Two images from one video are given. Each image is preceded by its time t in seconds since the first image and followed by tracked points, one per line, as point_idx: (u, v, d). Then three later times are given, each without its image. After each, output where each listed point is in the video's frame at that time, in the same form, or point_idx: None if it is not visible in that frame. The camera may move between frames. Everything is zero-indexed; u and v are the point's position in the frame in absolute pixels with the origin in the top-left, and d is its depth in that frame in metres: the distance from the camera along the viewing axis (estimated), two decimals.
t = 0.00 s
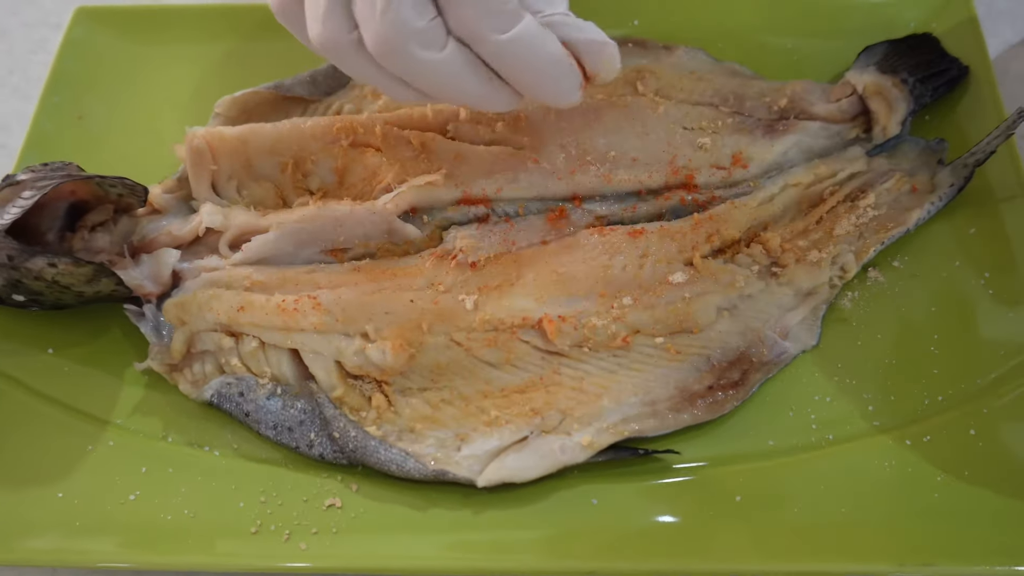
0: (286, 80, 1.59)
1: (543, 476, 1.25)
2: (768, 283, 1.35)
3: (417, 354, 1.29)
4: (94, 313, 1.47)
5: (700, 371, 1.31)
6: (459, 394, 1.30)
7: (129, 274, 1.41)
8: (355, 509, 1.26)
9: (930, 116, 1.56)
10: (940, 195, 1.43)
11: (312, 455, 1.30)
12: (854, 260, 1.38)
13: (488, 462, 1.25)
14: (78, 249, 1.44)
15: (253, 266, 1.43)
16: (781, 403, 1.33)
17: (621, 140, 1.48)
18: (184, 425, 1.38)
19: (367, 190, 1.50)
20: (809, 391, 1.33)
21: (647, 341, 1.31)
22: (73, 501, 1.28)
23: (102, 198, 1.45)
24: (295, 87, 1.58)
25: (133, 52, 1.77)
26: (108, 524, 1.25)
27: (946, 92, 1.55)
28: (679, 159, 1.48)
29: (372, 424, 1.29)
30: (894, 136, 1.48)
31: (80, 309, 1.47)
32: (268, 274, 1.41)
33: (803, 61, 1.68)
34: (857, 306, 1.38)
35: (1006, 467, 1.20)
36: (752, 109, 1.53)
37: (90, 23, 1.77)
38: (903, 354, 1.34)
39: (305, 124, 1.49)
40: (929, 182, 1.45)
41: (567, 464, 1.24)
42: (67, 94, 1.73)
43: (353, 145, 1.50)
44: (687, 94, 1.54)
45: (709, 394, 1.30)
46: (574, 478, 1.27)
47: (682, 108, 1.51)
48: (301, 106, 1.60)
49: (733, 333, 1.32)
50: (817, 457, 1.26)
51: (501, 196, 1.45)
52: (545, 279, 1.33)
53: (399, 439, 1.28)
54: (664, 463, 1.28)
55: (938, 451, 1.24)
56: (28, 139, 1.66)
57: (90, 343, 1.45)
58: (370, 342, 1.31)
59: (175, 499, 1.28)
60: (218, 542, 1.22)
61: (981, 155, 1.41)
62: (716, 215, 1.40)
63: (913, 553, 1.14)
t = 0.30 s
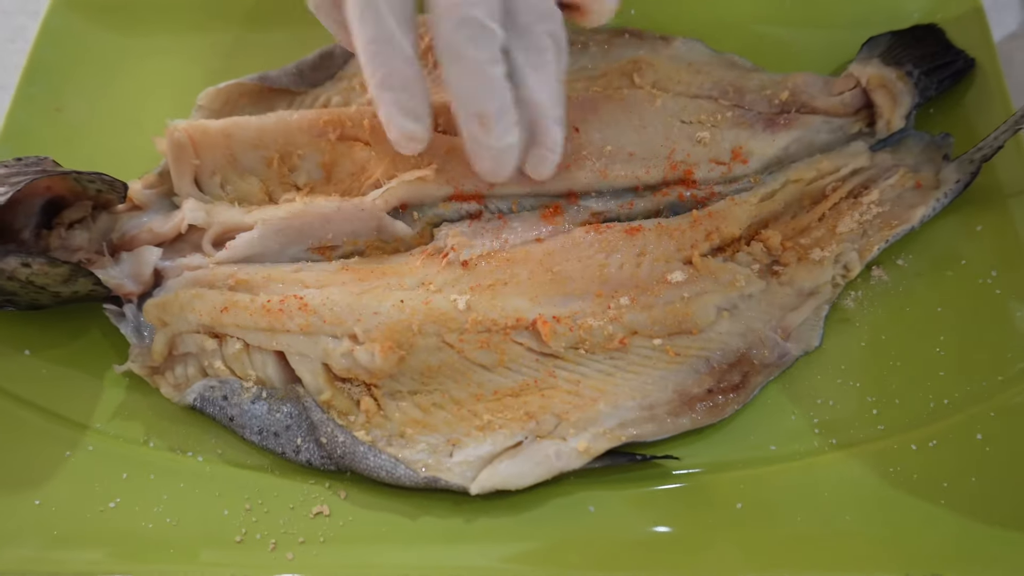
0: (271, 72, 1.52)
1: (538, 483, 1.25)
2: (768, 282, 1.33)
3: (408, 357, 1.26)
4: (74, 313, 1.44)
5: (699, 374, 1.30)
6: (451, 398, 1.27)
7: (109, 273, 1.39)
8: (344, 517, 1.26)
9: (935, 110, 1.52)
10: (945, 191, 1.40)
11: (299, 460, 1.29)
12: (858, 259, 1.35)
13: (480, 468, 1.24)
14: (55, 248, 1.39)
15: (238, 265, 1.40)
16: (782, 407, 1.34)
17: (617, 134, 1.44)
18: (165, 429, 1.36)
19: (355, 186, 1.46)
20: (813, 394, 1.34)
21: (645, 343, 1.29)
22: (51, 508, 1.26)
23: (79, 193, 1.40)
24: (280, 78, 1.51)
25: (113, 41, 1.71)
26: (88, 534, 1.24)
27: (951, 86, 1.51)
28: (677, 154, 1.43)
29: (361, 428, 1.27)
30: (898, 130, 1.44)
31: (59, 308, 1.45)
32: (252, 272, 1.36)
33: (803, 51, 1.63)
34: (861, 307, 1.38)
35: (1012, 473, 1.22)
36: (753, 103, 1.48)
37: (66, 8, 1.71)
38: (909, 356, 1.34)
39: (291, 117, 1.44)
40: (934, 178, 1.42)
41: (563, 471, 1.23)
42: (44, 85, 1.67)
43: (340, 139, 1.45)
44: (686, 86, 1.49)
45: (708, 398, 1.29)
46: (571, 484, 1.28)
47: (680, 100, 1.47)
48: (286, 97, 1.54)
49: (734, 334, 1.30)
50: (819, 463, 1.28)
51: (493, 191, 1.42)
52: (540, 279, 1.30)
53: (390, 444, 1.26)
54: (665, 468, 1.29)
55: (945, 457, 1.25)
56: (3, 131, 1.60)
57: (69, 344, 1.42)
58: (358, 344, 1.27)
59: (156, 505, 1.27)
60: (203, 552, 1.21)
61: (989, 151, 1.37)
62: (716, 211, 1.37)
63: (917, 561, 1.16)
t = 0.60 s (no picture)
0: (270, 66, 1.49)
1: (542, 487, 1.25)
2: (776, 282, 1.33)
3: (409, 358, 1.25)
4: (68, 313, 1.43)
5: (707, 375, 1.29)
6: (454, 400, 1.26)
7: (105, 273, 1.37)
8: (344, 522, 1.26)
9: (947, 104, 1.50)
10: (957, 189, 1.38)
11: (300, 464, 1.29)
12: (869, 258, 1.35)
13: (484, 472, 1.23)
14: (50, 248, 1.38)
15: (237, 265, 1.38)
16: (793, 408, 1.34)
17: (623, 130, 1.42)
18: (163, 432, 1.36)
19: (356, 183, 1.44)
20: (823, 396, 1.34)
21: (652, 344, 1.28)
22: (47, 513, 1.26)
23: (75, 191, 1.38)
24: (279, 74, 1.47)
25: (110, 36, 1.68)
26: (86, 540, 1.24)
27: (964, 80, 1.49)
28: (683, 151, 1.41)
29: (362, 432, 1.26)
30: (911, 126, 1.41)
31: (56, 309, 1.43)
32: (252, 273, 1.35)
33: (812, 45, 1.61)
34: (870, 307, 1.39)
35: None
36: (761, 98, 1.45)
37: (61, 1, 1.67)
38: (921, 357, 1.34)
39: (290, 114, 1.41)
40: (946, 175, 1.40)
41: (569, 475, 1.23)
42: (40, 82, 1.64)
43: (341, 136, 1.43)
44: (693, 81, 1.46)
45: (716, 400, 1.30)
46: (576, 488, 1.28)
47: (687, 96, 1.44)
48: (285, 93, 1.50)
49: (742, 335, 1.30)
50: (824, 467, 1.29)
51: (497, 189, 1.40)
52: (545, 280, 1.29)
53: (392, 448, 1.25)
54: (672, 472, 1.30)
55: (957, 459, 1.25)
56: None
57: (64, 345, 1.41)
58: (359, 345, 1.25)
59: (155, 511, 1.27)
60: (202, 559, 1.22)
61: (1003, 147, 1.36)
62: (723, 210, 1.35)
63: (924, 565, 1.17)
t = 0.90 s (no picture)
0: (264, 67, 1.49)
1: (538, 490, 1.24)
2: (772, 283, 1.32)
3: (403, 361, 1.25)
4: (62, 316, 1.42)
5: (703, 378, 1.29)
6: (448, 402, 1.26)
7: (98, 276, 1.37)
8: (338, 526, 1.25)
9: (944, 104, 1.49)
10: (955, 189, 1.38)
11: (294, 468, 1.28)
12: (865, 259, 1.34)
13: (479, 476, 1.23)
14: (42, 250, 1.37)
15: (231, 266, 1.37)
16: (790, 411, 1.34)
17: (620, 131, 1.41)
18: (158, 435, 1.36)
19: (350, 187, 1.43)
20: (820, 397, 1.34)
21: (648, 346, 1.28)
22: (40, 517, 1.26)
23: (67, 193, 1.37)
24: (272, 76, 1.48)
25: (100, 35, 1.66)
26: (77, 545, 1.23)
27: (962, 79, 1.48)
28: (679, 152, 1.41)
29: (356, 435, 1.26)
30: (908, 126, 1.41)
31: (49, 311, 1.42)
32: (245, 275, 1.35)
33: (809, 45, 1.60)
34: (867, 307, 1.39)
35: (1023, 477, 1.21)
36: (758, 98, 1.45)
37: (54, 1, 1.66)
38: (918, 358, 1.34)
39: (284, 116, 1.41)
40: (944, 175, 1.39)
41: (564, 478, 1.23)
42: (31, 81, 1.62)
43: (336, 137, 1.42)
44: (690, 81, 1.46)
45: (713, 402, 1.29)
46: (572, 491, 1.28)
47: (683, 96, 1.44)
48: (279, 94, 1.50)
49: (739, 337, 1.30)
50: (822, 469, 1.28)
51: (492, 190, 1.39)
52: (539, 282, 1.28)
53: (387, 451, 1.25)
54: (668, 474, 1.30)
55: (955, 461, 1.24)
56: None
57: (58, 347, 1.41)
58: (354, 348, 1.25)
59: (148, 514, 1.26)
60: (195, 564, 1.21)
61: (1000, 147, 1.36)
62: (720, 211, 1.35)
63: (920, 568, 1.16)
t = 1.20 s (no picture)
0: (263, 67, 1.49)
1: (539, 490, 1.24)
2: (774, 283, 1.32)
3: (405, 361, 1.25)
4: (61, 316, 1.42)
5: (705, 377, 1.29)
6: (450, 403, 1.26)
7: (98, 277, 1.36)
8: (340, 526, 1.25)
9: (945, 103, 1.49)
10: (957, 188, 1.37)
11: (295, 468, 1.28)
12: (867, 258, 1.34)
13: (481, 476, 1.23)
14: (42, 251, 1.36)
15: (231, 266, 1.37)
16: (793, 410, 1.34)
17: (621, 130, 1.41)
18: (158, 436, 1.35)
19: (353, 184, 1.43)
20: (822, 397, 1.34)
21: (650, 345, 1.28)
22: (41, 519, 1.25)
23: (66, 193, 1.37)
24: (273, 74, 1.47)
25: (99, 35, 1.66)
26: (77, 546, 1.23)
27: (962, 78, 1.48)
28: (681, 151, 1.40)
29: (358, 436, 1.25)
30: (909, 125, 1.40)
31: (48, 311, 1.42)
32: (246, 275, 1.34)
33: (809, 44, 1.60)
34: (869, 306, 1.38)
35: None
36: (759, 96, 1.45)
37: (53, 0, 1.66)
38: (920, 357, 1.34)
39: (284, 116, 1.41)
40: (946, 174, 1.39)
41: (567, 478, 1.23)
42: (30, 80, 1.62)
43: (338, 136, 1.42)
44: (691, 80, 1.46)
45: (715, 402, 1.29)
46: (574, 490, 1.28)
47: (685, 95, 1.44)
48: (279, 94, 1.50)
49: (741, 337, 1.30)
50: (824, 469, 1.28)
51: (493, 190, 1.39)
52: (541, 281, 1.28)
53: (388, 452, 1.24)
54: (670, 474, 1.30)
55: (957, 460, 1.24)
56: None
57: (58, 347, 1.41)
58: (355, 348, 1.25)
59: (149, 515, 1.26)
60: (197, 565, 1.21)
61: (1002, 146, 1.36)
62: (721, 209, 1.35)
63: (923, 567, 1.16)
